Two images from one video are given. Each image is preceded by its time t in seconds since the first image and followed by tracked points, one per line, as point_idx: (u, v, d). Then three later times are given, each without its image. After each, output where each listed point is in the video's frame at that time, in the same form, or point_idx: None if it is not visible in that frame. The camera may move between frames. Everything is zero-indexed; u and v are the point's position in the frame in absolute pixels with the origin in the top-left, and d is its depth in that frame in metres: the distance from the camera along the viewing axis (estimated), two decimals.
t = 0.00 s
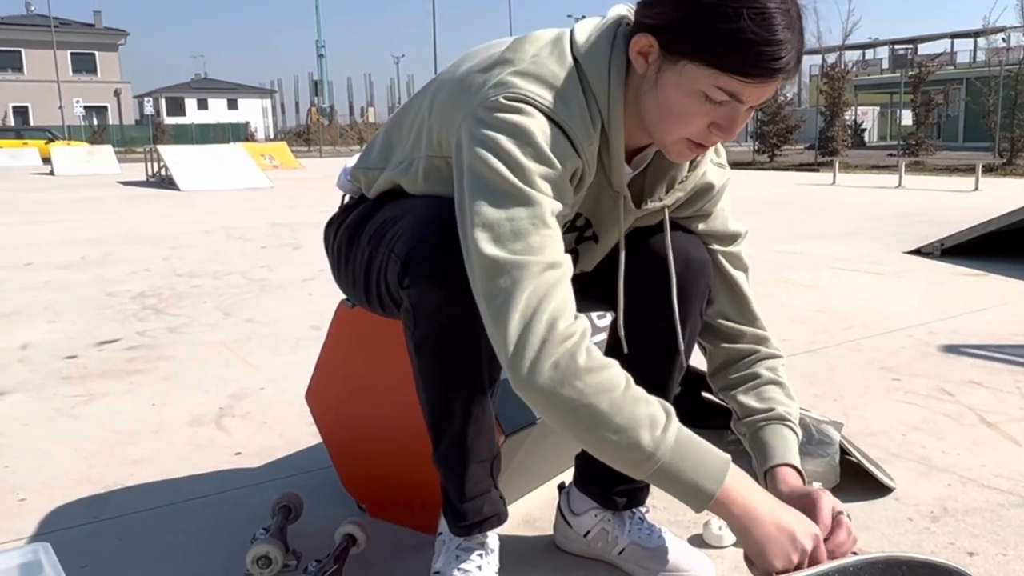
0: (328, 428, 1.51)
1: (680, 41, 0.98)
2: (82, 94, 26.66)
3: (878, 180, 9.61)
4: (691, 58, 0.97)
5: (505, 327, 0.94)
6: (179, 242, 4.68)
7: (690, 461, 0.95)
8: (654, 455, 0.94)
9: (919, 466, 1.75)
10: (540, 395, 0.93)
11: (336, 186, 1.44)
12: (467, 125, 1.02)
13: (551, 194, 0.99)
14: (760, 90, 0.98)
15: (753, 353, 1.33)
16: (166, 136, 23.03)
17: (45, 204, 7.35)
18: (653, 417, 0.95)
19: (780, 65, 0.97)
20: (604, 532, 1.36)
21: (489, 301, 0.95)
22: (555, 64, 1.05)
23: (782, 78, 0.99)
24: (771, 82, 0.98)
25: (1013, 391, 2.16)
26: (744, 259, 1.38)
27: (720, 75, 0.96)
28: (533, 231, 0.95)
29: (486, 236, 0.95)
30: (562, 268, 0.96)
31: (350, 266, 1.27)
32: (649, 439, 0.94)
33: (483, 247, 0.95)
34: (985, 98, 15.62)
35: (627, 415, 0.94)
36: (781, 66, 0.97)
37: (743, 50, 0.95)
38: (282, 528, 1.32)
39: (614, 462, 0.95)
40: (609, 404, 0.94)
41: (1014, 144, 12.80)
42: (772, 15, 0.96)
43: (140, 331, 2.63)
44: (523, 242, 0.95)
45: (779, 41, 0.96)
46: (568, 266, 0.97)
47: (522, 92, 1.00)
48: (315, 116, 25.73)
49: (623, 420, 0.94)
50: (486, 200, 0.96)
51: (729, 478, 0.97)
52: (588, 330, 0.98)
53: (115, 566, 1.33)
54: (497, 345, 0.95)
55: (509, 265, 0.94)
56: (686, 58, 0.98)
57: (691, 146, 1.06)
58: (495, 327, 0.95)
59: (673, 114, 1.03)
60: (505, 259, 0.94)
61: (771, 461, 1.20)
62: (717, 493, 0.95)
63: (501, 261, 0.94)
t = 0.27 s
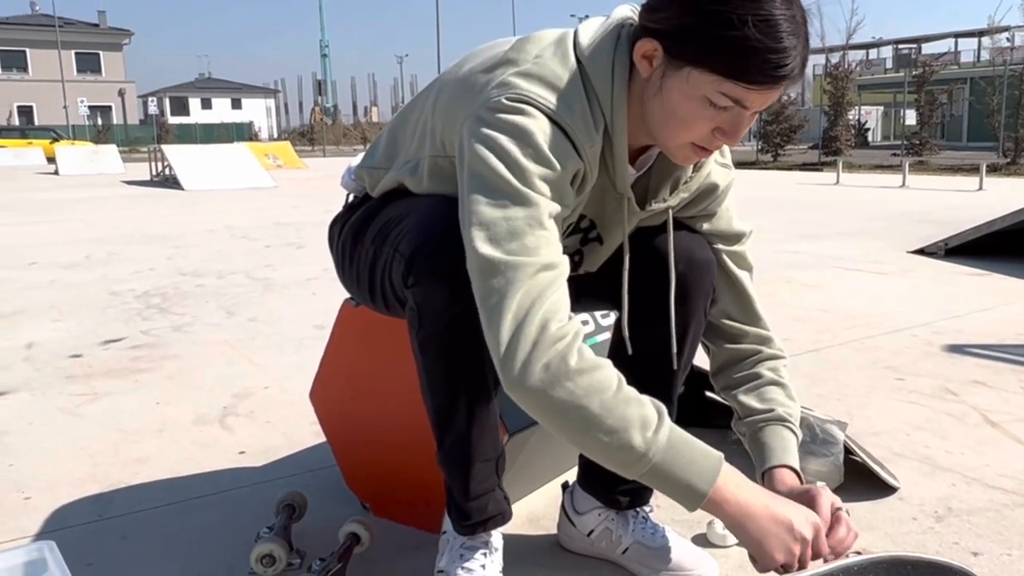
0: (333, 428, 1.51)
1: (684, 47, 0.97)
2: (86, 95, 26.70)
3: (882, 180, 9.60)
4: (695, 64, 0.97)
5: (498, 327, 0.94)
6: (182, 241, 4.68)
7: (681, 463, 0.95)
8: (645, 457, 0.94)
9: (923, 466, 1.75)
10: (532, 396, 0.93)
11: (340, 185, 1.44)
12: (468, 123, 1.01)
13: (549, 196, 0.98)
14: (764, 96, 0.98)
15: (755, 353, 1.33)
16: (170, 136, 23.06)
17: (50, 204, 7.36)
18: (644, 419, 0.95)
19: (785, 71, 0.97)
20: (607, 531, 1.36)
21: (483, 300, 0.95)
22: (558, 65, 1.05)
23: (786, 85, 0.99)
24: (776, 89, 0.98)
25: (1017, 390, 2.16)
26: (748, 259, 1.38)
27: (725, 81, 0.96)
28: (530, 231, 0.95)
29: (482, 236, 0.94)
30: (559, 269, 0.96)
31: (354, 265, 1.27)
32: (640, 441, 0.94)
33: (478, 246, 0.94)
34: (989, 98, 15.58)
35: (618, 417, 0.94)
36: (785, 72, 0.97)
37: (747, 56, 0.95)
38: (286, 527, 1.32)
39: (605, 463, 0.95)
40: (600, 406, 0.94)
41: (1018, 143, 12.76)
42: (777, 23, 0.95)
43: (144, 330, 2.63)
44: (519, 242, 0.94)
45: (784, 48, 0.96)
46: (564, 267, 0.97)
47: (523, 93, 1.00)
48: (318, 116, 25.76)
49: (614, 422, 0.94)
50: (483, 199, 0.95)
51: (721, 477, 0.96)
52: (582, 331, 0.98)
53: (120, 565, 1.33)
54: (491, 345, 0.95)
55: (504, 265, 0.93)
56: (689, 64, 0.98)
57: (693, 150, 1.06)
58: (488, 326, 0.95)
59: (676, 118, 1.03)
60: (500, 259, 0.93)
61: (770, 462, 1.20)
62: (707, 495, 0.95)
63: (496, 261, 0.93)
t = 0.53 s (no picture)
0: (335, 427, 1.51)
1: (686, 54, 0.97)
2: (88, 93, 26.72)
3: (884, 180, 9.59)
4: (696, 72, 0.97)
5: (491, 331, 0.94)
6: (185, 240, 4.69)
7: (668, 475, 0.95)
8: (631, 467, 0.95)
9: (924, 467, 1.75)
10: (522, 400, 0.94)
11: (343, 186, 1.44)
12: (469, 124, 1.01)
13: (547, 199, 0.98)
14: (764, 105, 0.98)
15: (757, 354, 1.33)
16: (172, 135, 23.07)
17: (52, 202, 7.37)
18: (633, 428, 0.95)
19: (786, 81, 0.97)
20: (608, 532, 1.37)
21: (478, 302, 0.95)
22: (559, 67, 1.05)
23: (786, 93, 0.99)
24: (776, 98, 0.98)
25: (1018, 391, 2.16)
26: (751, 260, 1.38)
27: (725, 90, 0.96)
28: (526, 236, 0.95)
29: (478, 239, 0.94)
30: (554, 275, 0.96)
31: (356, 264, 1.27)
32: (628, 451, 0.95)
33: (474, 249, 0.94)
34: (991, 98, 15.56)
35: (608, 426, 0.94)
36: (786, 81, 0.97)
37: (748, 66, 0.95)
38: (288, 526, 1.32)
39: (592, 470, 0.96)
40: (590, 414, 0.94)
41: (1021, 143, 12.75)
42: (779, 32, 0.95)
43: (147, 329, 2.64)
44: (516, 247, 0.94)
45: (785, 57, 0.96)
46: (560, 273, 0.97)
47: (524, 95, 1.00)
48: (321, 114, 25.78)
49: (603, 431, 0.94)
50: (480, 201, 0.95)
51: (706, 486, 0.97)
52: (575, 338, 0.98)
53: (123, 563, 1.34)
54: (483, 347, 0.95)
55: (499, 270, 0.93)
56: (690, 71, 0.98)
57: (693, 155, 1.06)
58: (482, 329, 0.95)
59: (676, 124, 1.03)
60: (496, 263, 0.93)
61: (769, 465, 1.20)
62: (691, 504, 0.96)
63: (491, 265, 0.94)
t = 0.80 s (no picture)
0: (335, 426, 1.51)
1: (688, 60, 0.97)
2: (89, 91, 26.72)
3: (885, 180, 9.59)
4: (698, 78, 0.97)
5: (489, 332, 0.94)
6: (186, 239, 4.69)
7: (660, 479, 0.96)
8: (625, 471, 0.95)
9: (924, 467, 1.75)
10: (518, 403, 0.94)
11: (345, 186, 1.44)
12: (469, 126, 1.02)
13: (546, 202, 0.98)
14: (764, 112, 0.99)
15: (758, 355, 1.33)
16: (173, 133, 23.07)
17: (54, 201, 7.40)
18: (627, 432, 0.96)
19: (787, 89, 0.97)
20: (608, 532, 1.37)
21: (475, 304, 0.95)
22: (561, 69, 1.05)
23: (787, 101, 0.99)
24: (776, 106, 0.98)
25: (1018, 392, 2.16)
26: (752, 261, 1.38)
27: (726, 97, 0.96)
28: (525, 238, 0.95)
29: (477, 240, 0.95)
30: (552, 278, 0.97)
31: (356, 265, 1.28)
32: (622, 454, 0.95)
33: (473, 251, 0.95)
34: (993, 97, 15.56)
35: (603, 430, 0.95)
36: (787, 89, 0.97)
37: (749, 74, 0.95)
38: (289, 526, 1.32)
39: (586, 474, 0.96)
40: (585, 418, 0.94)
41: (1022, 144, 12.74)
42: (782, 41, 0.95)
43: (148, 328, 2.64)
44: (515, 250, 0.95)
45: (787, 66, 0.96)
46: (557, 277, 0.97)
47: (525, 96, 1.00)
48: (322, 113, 25.77)
49: (598, 434, 0.95)
50: (480, 203, 0.96)
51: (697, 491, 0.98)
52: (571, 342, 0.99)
53: (125, 562, 1.34)
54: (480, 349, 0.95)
55: (498, 271, 0.94)
56: (692, 77, 0.98)
57: (691, 159, 1.07)
58: (480, 331, 0.95)
59: (676, 128, 1.03)
60: (494, 265, 0.94)
61: (770, 467, 1.21)
62: (683, 509, 0.96)
63: (490, 267, 0.94)
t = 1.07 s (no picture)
0: (335, 425, 1.51)
1: (690, 63, 0.97)
2: (90, 89, 26.73)
3: (886, 180, 9.60)
4: (700, 81, 0.97)
5: (485, 332, 0.94)
6: (187, 238, 4.69)
7: (657, 474, 0.96)
8: (622, 467, 0.95)
9: (924, 467, 1.75)
10: (515, 402, 0.94)
11: (345, 185, 1.44)
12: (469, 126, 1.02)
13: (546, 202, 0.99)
14: (765, 115, 0.99)
15: (758, 353, 1.33)
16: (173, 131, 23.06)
17: (54, 199, 7.40)
18: (623, 428, 0.96)
19: (788, 94, 0.97)
20: (608, 531, 1.37)
21: (472, 304, 0.95)
22: (562, 69, 1.05)
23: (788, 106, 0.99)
24: (777, 110, 0.98)
25: (1018, 392, 2.16)
26: (752, 261, 1.38)
27: (728, 100, 0.96)
28: (524, 237, 0.95)
29: (475, 240, 0.95)
30: (550, 277, 0.97)
31: (356, 264, 1.28)
32: (618, 451, 0.95)
33: (471, 250, 0.95)
34: (993, 97, 15.55)
35: (599, 426, 0.95)
36: (788, 94, 0.97)
37: (751, 79, 0.95)
38: (288, 524, 1.32)
39: (583, 470, 0.96)
40: (582, 415, 0.94)
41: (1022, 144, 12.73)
42: (784, 46, 0.95)
43: (148, 326, 2.64)
44: (513, 249, 0.95)
45: (788, 71, 0.96)
46: (555, 275, 0.97)
47: (526, 96, 1.00)
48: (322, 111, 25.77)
49: (594, 431, 0.95)
50: (478, 202, 0.96)
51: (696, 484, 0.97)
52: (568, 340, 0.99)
53: (124, 561, 1.34)
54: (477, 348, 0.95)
55: (495, 271, 0.94)
56: (693, 80, 0.98)
57: (690, 160, 1.07)
58: (476, 331, 0.95)
59: (676, 130, 1.03)
60: (491, 264, 0.94)
61: (771, 460, 1.21)
62: (682, 503, 0.96)
63: (487, 266, 0.94)
